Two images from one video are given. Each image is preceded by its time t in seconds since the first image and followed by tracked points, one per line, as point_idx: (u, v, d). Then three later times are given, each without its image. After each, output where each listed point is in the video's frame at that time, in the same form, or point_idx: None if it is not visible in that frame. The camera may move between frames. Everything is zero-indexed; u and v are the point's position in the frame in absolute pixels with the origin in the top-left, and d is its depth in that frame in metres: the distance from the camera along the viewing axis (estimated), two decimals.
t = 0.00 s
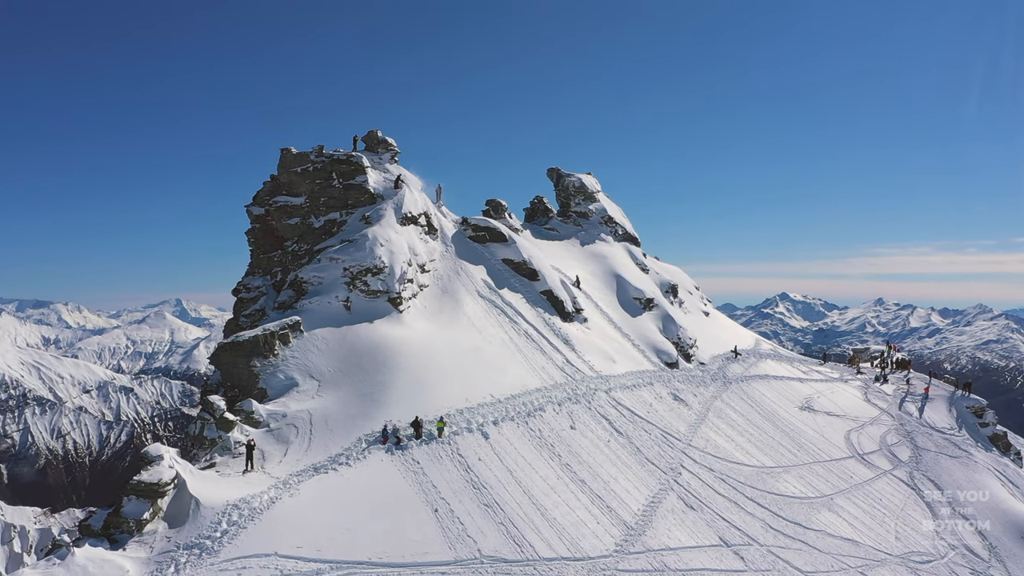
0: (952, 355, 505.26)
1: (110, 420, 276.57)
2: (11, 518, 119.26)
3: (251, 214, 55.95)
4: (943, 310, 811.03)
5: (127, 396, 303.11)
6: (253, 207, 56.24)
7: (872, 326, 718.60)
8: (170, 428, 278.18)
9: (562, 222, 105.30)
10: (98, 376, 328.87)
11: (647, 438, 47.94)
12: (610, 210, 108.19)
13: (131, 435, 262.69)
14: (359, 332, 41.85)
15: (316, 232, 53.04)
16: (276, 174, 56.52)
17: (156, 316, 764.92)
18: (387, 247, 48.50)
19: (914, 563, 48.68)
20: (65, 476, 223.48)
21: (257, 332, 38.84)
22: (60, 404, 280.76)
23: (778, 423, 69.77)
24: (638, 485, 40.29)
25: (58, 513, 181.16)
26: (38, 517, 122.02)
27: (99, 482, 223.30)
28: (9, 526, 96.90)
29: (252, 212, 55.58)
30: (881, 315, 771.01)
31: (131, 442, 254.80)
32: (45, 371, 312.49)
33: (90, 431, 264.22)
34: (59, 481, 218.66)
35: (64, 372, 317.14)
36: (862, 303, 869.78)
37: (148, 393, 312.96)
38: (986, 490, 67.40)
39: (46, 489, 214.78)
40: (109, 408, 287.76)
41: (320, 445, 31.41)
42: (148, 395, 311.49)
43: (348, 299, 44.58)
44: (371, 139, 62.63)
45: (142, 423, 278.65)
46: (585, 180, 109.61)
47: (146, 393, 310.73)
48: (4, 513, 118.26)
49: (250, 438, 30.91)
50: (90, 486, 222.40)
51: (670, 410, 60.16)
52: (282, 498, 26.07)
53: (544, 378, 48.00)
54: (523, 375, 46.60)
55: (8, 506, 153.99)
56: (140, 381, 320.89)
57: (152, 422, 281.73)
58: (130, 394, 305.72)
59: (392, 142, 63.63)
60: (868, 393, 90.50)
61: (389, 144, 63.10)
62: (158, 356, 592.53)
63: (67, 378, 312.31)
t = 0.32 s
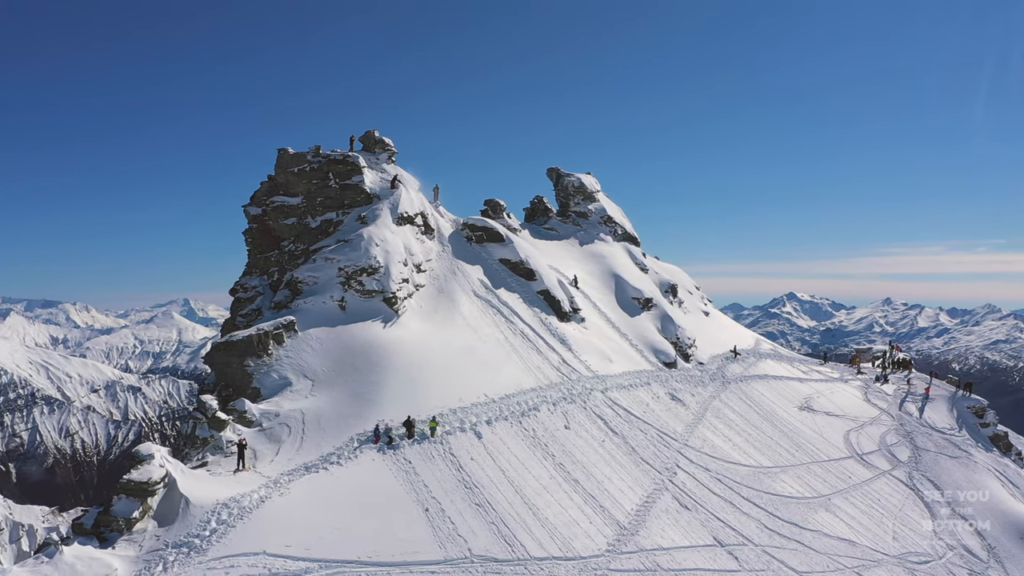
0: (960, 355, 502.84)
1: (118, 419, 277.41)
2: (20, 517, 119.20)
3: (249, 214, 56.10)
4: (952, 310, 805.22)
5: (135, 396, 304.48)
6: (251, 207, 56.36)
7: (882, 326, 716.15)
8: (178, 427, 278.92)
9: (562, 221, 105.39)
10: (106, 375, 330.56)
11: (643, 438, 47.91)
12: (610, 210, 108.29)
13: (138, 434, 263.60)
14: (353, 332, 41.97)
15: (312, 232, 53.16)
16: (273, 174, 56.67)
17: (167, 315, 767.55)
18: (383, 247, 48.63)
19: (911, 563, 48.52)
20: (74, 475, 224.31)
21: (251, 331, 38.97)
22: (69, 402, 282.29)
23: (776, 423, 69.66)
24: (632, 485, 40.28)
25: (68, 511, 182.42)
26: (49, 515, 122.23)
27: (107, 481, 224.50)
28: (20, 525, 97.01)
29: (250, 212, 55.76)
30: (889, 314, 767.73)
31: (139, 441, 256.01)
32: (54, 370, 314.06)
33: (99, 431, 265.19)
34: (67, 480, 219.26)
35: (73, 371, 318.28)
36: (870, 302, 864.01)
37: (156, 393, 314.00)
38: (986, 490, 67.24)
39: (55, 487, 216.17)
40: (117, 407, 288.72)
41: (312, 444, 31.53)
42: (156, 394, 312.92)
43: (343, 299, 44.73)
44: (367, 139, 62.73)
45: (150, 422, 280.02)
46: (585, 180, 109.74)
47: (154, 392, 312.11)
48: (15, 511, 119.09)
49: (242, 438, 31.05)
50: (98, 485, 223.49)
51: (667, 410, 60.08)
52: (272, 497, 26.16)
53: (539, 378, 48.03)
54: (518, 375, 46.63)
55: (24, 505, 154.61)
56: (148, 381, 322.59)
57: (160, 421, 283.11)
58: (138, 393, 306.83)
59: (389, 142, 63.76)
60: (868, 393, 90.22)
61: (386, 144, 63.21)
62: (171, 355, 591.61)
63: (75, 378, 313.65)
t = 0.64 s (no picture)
0: (967, 355, 500.17)
1: (126, 419, 278.30)
2: (29, 516, 119.13)
3: (246, 214, 56.26)
4: (957, 310, 801.85)
5: (143, 395, 305.51)
6: (248, 207, 56.53)
7: (887, 326, 713.72)
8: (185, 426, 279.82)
9: (561, 221, 105.43)
10: (113, 374, 331.53)
11: (639, 438, 47.85)
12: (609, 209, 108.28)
13: (146, 433, 264.26)
14: (348, 331, 42.08)
15: (309, 231, 53.31)
16: (270, 174, 56.82)
17: (173, 315, 772.08)
18: (378, 247, 48.76)
19: (909, 564, 48.31)
20: (82, 475, 225.16)
21: (245, 331, 39.07)
22: (78, 402, 283.04)
23: (775, 423, 69.52)
24: (626, 484, 40.25)
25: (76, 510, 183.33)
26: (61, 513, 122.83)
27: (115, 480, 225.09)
28: (31, 524, 97.21)
29: (247, 213, 55.91)
30: (900, 314, 767.79)
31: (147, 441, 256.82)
32: (62, 369, 315.46)
33: (107, 430, 265.81)
34: (75, 478, 219.70)
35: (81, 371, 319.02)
36: (877, 302, 859.07)
37: (164, 392, 314.98)
38: (986, 490, 67.02)
39: (62, 487, 216.71)
40: (125, 406, 289.40)
41: (303, 443, 31.64)
42: (164, 392, 314.15)
43: (338, 298, 44.90)
44: (365, 139, 62.89)
45: (158, 421, 281.07)
46: (584, 179, 109.75)
47: (162, 391, 313.32)
48: (24, 510, 119.45)
49: (234, 437, 31.18)
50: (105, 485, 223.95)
51: (664, 410, 60.01)
52: (262, 496, 26.28)
53: (534, 377, 48.07)
54: (513, 374, 46.67)
55: (32, 503, 155.16)
56: (156, 380, 324.15)
57: (168, 420, 284.16)
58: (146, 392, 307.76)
59: (387, 142, 63.86)
60: (868, 393, 89.90)
61: (384, 144, 63.37)
62: (177, 355, 594.16)
63: (84, 377, 314.69)
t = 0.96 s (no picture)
0: (974, 355, 497.49)
1: (133, 418, 279.56)
2: (37, 515, 119.28)
3: (244, 214, 56.42)
4: (963, 309, 798.33)
5: (152, 394, 306.84)
6: (246, 207, 56.68)
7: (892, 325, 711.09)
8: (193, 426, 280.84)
9: (561, 220, 105.42)
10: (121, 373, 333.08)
11: (634, 438, 47.80)
12: (609, 208, 108.23)
13: (154, 433, 265.39)
14: (343, 331, 42.22)
15: (305, 231, 53.46)
16: (267, 174, 56.97)
17: (179, 314, 775.28)
18: (374, 247, 48.89)
19: (906, 564, 48.14)
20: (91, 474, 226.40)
21: (239, 330, 39.22)
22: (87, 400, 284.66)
23: (774, 423, 69.37)
24: (620, 484, 40.25)
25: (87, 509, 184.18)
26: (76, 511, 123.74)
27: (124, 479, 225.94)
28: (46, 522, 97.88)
29: (245, 213, 56.08)
30: (908, 315, 765.66)
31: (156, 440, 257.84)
32: (71, 368, 316.84)
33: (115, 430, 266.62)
34: (84, 477, 220.87)
35: (90, 370, 319.75)
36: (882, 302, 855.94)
37: (171, 391, 316.24)
38: (986, 490, 66.75)
39: (71, 486, 217.72)
40: (133, 405, 290.36)
41: (295, 442, 31.75)
42: (171, 392, 315.39)
43: (333, 298, 45.04)
44: (362, 139, 63.08)
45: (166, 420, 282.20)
46: (584, 178, 109.67)
47: (169, 390, 314.64)
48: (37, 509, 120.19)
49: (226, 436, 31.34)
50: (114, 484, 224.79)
51: (661, 410, 59.96)
52: (253, 494, 26.41)
53: (529, 376, 48.11)
54: (508, 374, 46.71)
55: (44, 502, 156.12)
56: (164, 379, 325.96)
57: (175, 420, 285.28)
58: (154, 391, 308.55)
59: (384, 142, 64.06)
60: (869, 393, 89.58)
61: (381, 144, 63.55)
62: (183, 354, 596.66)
63: (93, 376, 315.79)
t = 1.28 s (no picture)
0: (981, 355, 494.41)
1: (141, 417, 280.90)
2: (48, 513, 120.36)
3: (242, 214, 56.60)
4: (969, 309, 794.08)
5: (159, 394, 308.27)
6: (244, 207, 56.88)
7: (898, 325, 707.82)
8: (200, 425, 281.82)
9: (561, 220, 105.37)
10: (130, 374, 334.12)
11: (631, 437, 47.79)
12: (609, 208, 108.06)
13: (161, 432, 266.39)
14: (338, 330, 42.37)
15: (303, 231, 53.62)
16: (265, 174, 57.12)
17: (185, 314, 779.07)
18: (370, 246, 49.02)
19: (904, 564, 48.00)
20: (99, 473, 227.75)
21: (234, 330, 39.40)
22: (96, 399, 286.25)
23: (773, 422, 69.18)
24: (615, 483, 40.25)
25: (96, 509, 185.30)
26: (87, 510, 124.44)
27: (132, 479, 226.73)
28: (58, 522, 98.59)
29: (243, 212, 56.25)
30: (916, 315, 761.82)
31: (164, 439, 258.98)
32: (80, 368, 318.91)
33: (124, 429, 267.95)
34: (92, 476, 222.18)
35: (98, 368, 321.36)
36: (887, 301, 852.25)
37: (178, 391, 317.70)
38: (986, 490, 66.44)
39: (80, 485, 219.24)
40: (141, 404, 291.83)
41: (288, 441, 31.92)
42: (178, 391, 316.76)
43: (329, 297, 45.19)
44: (360, 139, 63.23)
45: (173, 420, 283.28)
46: (583, 178, 109.50)
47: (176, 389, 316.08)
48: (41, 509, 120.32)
49: (219, 436, 31.53)
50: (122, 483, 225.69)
51: (659, 409, 59.91)
52: (244, 493, 26.55)
53: (525, 376, 48.18)
54: (504, 373, 46.78)
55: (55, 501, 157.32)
56: (172, 377, 327.35)
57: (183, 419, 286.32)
58: (161, 391, 310.09)
59: (382, 142, 64.24)
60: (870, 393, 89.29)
61: (379, 144, 63.71)
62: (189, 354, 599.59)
63: (101, 376, 317.60)
